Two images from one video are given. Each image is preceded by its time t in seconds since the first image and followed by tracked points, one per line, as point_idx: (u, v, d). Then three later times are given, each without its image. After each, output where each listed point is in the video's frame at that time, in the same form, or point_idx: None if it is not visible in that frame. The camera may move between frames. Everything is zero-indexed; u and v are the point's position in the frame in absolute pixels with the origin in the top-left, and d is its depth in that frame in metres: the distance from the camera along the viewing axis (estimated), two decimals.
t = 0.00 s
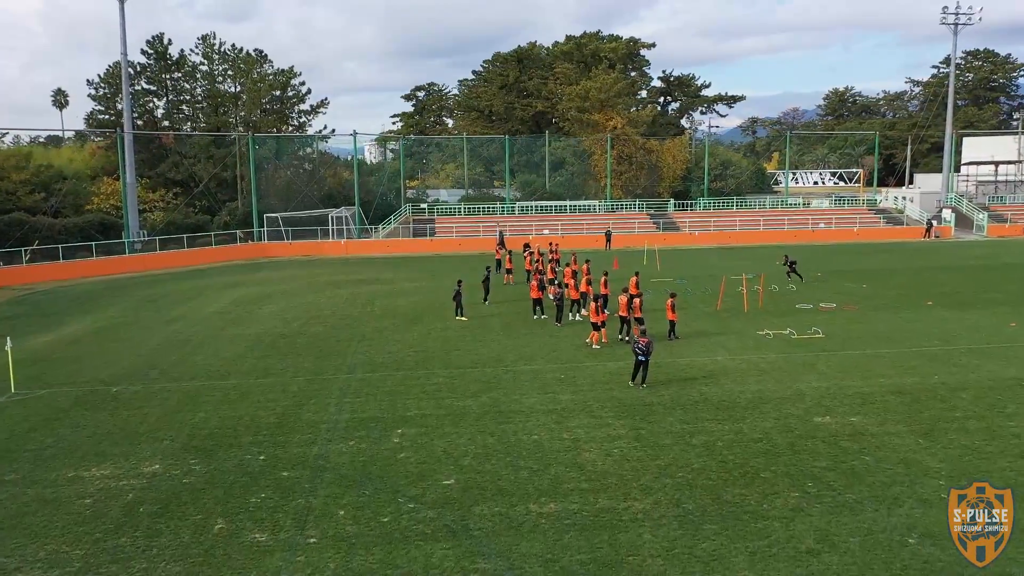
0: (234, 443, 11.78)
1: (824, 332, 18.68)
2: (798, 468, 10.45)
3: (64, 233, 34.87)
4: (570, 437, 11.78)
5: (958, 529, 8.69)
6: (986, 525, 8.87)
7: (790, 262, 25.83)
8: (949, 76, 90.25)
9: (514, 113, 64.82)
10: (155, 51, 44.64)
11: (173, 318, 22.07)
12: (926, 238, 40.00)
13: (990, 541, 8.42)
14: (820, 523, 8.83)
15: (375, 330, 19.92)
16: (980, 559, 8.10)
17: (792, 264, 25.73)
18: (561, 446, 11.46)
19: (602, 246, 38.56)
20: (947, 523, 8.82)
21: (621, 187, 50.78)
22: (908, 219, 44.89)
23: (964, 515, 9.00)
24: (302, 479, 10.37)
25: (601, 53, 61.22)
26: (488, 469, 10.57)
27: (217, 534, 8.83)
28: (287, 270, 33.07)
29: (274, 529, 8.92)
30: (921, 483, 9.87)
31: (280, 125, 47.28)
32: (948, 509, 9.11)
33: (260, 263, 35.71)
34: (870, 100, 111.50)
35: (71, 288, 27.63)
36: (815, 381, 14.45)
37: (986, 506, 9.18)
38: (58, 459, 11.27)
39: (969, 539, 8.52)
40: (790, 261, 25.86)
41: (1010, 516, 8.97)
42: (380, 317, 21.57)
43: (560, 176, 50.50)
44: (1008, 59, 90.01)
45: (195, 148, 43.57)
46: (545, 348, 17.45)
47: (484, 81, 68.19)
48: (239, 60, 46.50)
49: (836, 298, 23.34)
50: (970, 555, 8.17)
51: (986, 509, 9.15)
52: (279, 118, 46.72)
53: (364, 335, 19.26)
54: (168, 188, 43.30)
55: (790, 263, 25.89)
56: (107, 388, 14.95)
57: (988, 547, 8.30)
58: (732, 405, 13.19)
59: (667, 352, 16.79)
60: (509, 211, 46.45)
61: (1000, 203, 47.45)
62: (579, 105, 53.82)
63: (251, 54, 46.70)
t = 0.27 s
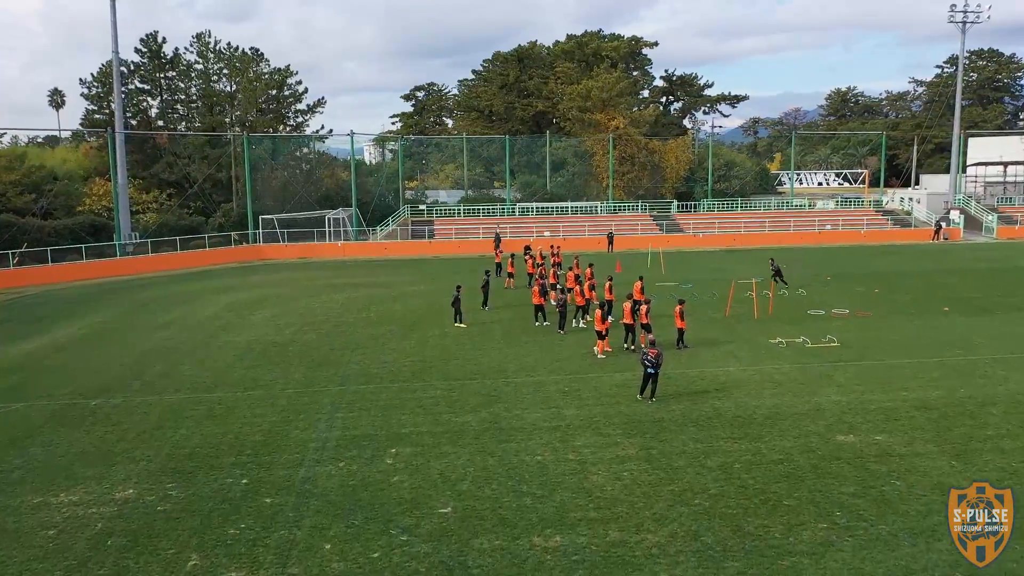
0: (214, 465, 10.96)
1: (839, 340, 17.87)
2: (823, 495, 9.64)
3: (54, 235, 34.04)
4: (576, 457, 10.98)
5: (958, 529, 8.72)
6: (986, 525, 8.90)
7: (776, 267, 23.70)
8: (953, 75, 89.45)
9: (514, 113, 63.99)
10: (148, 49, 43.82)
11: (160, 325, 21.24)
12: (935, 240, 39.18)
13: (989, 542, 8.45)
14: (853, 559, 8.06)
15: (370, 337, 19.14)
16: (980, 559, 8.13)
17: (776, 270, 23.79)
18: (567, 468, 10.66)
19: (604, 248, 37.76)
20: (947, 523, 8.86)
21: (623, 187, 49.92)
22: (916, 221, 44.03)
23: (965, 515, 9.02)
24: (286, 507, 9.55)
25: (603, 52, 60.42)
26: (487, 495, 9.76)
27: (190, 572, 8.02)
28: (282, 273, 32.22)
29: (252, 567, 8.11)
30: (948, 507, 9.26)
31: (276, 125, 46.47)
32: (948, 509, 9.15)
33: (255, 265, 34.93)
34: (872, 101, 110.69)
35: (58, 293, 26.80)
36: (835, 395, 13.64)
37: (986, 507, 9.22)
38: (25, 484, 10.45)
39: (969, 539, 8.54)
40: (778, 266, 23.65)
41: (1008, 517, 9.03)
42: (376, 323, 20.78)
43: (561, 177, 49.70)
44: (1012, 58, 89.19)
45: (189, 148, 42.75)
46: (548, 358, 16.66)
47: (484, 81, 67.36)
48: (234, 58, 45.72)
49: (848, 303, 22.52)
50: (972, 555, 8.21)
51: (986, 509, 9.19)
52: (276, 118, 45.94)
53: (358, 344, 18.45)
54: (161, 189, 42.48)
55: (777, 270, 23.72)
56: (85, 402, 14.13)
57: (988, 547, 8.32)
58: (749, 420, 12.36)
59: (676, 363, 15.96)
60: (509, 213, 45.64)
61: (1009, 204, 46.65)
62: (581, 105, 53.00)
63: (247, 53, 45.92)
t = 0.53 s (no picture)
0: (192, 489, 10.15)
1: (854, 348, 17.09)
2: (852, 523, 8.87)
3: (44, 237, 33.26)
4: (582, 480, 10.19)
5: (958, 529, 8.72)
6: (986, 525, 8.90)
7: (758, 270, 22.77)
8: (957, 75, 88.64)
9: (514, 113, 63.19)
10: (142, 48, 43.02)
11: (148, 332, 20.44)
12: (944, 242, 38.35)
13: (989, 541, 8.45)
14: None
15: (364, 345, 18.34)
16: (980, 559, 8.13)
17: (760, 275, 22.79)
18: (573, 491, 9.88)
19: (607, 251, 36.98)
20: (947, 523, 8.85)
21: (626, 188, 49.07)
22: (923, 222, 43.24)
23: (964, 515, 9.02)
24: (267, 538, 8.76)
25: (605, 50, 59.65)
26: (486, 524, 8.96)
27: None
28: (276, 277, 31.42)
29: None
30: (986, 539, 8.55)
31: (272, 125, 45.70)
32: (948, 509, 9.15)
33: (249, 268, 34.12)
34: (875, 100, 109.88)
35: (44, 297, 26.01)
36: (855, 410, 12.85)
37: (986, 506, 9.22)
38: None
39: (969, 539, 8.55)
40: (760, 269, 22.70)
41: (1009, 516, 9.02)
42: (371, 330, 19.99)
43: (562, 177, 48.93)
44: (1017, 58, 88.37)
45: (184, 148, 41.97)
46: (551, 367, 15.88)
47: (484, 81, 66.56)
48: (230, 57, 44.96)
49: (861, 309, 21.74)
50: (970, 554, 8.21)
51: (986, 508, 9.19)
52: (272, 118, 45.16)
53: (352, 352, 17.67)
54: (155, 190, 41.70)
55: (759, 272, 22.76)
56: (62, 416, 13.34)
57: (987, 547, 8.33)
58: (765, 438, 11.58)
59: (685, 373, 15.18)
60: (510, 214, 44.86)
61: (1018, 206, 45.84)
62: (582, 104, 52.19)
63: (243, 51, 45.17)
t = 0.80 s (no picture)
0: (166, 517, 9.35)
1: (872, 357, 16.30)
2: (887, 558, 8.08)
3: (32, 239, 32.46)
4: (589, 506, 9.40)
5: (958, 529, 8.67)
6: (987, 525, 8.81)
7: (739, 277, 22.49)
8: (961, 74, 87.83)
9: (514, 113, 62.44)
10: (135, 46, 42.21)
11: (134, 338, 19.63)
12: (954, 244, 37.54)
13: (989, 542, 8.39)
14: None
15: (358, 353, 17.55)
16: (980, 560, 8.08)
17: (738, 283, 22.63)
18: (580, 519, 9.11)
19: (609, 253, 36.20)
20: (946, 523, 8.81)
21: (628, 188, 48.15)
22: (931, 223, 42.47)
23: (964, 515, 8.94)
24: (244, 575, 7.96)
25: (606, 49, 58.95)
26: (484, 558, 8.19)
27: None
28: (270, 280, 30.60)
29: None
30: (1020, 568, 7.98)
31: (268, 124, 44.92)
32: (948, 510, 9.07)
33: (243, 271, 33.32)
34: (877, 100, 109.10)
35: (30, 302, 25.22)
36: (879, 426, 12.07)
37: (986, 506, 9.07)
38: None
39: (969, 539, 8.49)
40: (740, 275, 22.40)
41: (1009, 516, 8.92)
42: (366, 337, 19.20)
43: (563, 178, 48.20)
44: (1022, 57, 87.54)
45: (178, 148, 41.21)
46: (554, 378, 15.11)
47: (484, 80, 65.80)
48: (225, 55, 44.19)
49: (874, 314, 20.97)
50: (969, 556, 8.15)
51: (987, 508, 9.04)
52: (268, 117, 44.40)
53: (346, 361, 16.86)
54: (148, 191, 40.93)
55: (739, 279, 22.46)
56: (34, 432, 12.54)
57: (988, 547, 8.27)
58: (785, 457, 10.79)
59: (696, 385, 14.40)
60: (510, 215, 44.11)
61: None
62: (583, 104, 51.40)
63: (238, 49, 44.40)
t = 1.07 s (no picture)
0: (136, 549, 8.55)
1: (890, 366, 15.53)
2: None
3: (21, 241, 31.67)
4: (598, 535, 8.63)
5: (958, 529, 8.63)
6: (986, 525, 8.79)
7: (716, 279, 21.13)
8: (965, 73, 87.00)
9: (515, 112, 61.71)
10: (128, 44, 41.42)
11: (119, 345, 18.86)
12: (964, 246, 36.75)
13: (989, 542, 8.34)
14: None
15: (352, 362, 16.77)
16: (980, 559, 8.04)
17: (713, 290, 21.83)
18: (588, 549, 8.36)
19: (611, 254, 35.43)
20: (946, 523, 8.76)
21: (630, 189, 47.53)
22: (939, 224, 41.67)
23: (964, 515, 8.92)
24: None
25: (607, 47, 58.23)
26: None
27: None
28: (264, 282, 29.79)
29: None
30: None
31: (263, 123, 44.17)
32: (947, 510, 9.04)
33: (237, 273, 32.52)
34: (879, 100, 108.33)
35: (15, 306, 24.41)
36: (906, 443, 11.28)
37: (986, 506, 9.12)
38: None
39: (969, 539, 8.45)
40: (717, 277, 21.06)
41: (1009, 516, 8.93)
42: (360, 344, 18.42)
43: (564, 179, 47.50)
44: None
45: (171, 148, 40.43)
46: (557, 388, 14.36)
47: (484, 80, 65.02)
48: (220, 54, 43.46)
49: (889, 319, 20.18)
50: (971, 554, 8.14)
51: (987, 508, 9.09)
52: (263, 117, 43.68)
53: (339, 370, 16.11)
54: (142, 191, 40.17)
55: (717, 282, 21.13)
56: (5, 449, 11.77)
57: (988, 547, 8.22)
58: (808, 479, 10.01)
59: (708, 396, 13.62)
60: (510, 217, 43.38)
61: None
62: (585, 103, 50.65)
63: (234, 47, 43.66)
